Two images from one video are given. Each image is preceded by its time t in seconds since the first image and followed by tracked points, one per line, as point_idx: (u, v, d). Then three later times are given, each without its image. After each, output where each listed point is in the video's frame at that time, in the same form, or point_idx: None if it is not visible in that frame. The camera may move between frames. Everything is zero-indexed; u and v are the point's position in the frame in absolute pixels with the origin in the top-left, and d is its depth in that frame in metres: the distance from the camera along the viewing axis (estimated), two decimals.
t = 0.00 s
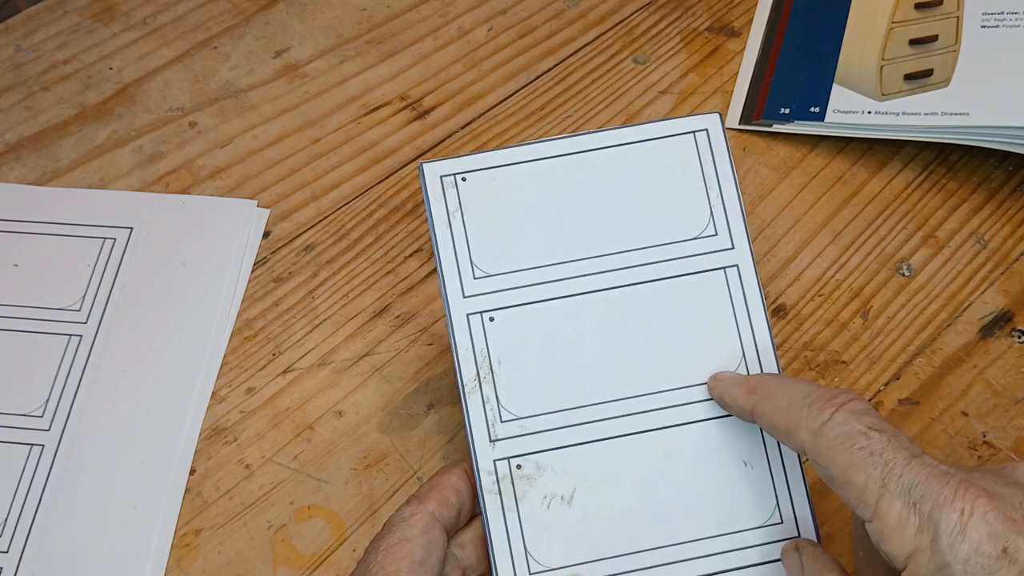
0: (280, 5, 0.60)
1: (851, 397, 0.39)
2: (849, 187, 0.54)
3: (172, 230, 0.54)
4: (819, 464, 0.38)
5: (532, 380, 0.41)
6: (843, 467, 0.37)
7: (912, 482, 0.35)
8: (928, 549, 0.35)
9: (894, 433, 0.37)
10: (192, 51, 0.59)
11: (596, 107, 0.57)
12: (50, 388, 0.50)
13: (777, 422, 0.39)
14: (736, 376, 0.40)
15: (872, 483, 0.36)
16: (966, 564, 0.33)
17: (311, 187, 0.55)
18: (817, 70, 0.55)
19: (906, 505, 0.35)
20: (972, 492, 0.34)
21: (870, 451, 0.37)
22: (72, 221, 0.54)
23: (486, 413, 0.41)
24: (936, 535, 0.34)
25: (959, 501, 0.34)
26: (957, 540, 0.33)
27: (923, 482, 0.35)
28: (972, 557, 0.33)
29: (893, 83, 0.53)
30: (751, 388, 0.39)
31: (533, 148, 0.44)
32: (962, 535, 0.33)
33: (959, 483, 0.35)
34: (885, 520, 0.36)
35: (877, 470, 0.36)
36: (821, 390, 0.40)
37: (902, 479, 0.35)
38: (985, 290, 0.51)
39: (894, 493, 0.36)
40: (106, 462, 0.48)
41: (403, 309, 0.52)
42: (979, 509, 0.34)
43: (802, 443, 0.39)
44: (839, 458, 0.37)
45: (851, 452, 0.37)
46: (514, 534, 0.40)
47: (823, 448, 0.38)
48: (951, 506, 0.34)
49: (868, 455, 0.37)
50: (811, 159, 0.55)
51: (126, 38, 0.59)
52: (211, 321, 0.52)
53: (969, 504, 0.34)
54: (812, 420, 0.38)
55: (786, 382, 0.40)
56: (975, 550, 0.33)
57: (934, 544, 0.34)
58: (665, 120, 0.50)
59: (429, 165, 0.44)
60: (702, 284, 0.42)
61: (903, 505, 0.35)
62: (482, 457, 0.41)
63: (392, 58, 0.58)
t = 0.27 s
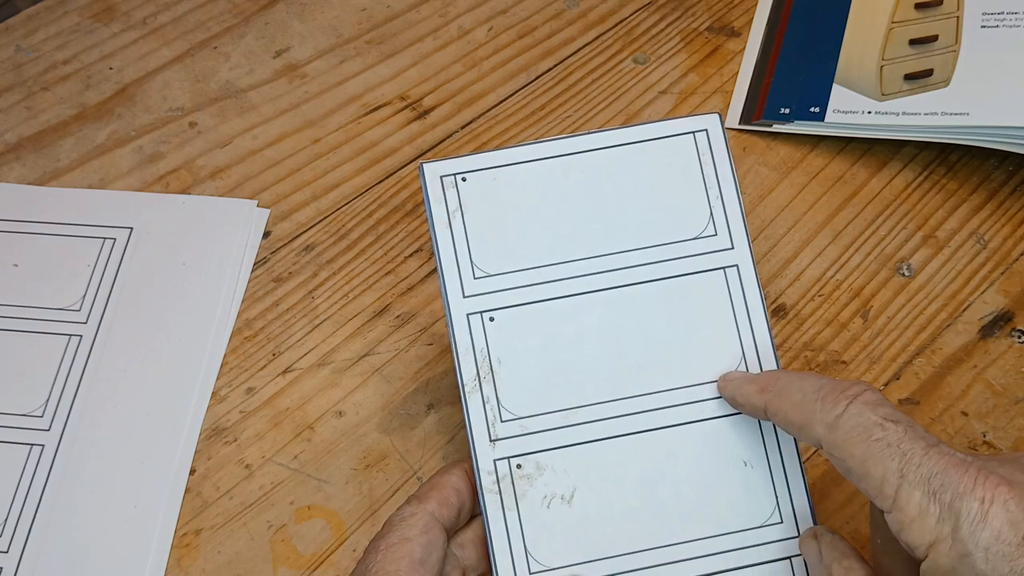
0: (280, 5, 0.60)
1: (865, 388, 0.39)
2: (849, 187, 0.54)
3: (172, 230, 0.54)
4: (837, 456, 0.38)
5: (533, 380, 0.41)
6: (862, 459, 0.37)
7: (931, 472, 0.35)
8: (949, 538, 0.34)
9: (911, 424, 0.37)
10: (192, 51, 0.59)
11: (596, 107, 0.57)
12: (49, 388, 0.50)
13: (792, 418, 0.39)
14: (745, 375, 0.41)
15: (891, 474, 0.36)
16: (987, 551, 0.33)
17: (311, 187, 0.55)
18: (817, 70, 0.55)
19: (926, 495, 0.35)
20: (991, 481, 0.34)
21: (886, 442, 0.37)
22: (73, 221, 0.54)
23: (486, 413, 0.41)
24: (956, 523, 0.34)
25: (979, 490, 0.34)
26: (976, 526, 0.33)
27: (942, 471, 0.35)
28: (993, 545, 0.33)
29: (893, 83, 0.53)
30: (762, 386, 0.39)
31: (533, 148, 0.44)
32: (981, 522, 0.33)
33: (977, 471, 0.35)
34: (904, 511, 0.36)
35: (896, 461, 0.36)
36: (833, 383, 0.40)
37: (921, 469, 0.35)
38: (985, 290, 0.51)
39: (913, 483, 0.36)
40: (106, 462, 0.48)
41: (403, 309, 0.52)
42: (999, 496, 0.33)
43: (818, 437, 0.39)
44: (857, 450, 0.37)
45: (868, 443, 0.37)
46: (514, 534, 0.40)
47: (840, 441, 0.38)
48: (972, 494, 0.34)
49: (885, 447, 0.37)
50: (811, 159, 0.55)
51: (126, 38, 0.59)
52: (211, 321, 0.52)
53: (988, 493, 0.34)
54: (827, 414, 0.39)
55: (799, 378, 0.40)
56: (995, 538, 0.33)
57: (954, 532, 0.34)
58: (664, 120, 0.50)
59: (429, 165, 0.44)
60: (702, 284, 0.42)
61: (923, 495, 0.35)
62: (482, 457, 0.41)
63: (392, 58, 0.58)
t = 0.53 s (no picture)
0: (280, 5, 0.60)
1: (866, 392, 0.39)
2: (849, 187, 0.54)
3: (172, 230, 0.54)
4: (837, 459, 0.38)
5: (533, 380, 0.41)
6: (862, 463, 0.37)
7: (930, 478, 0.35)
8: (946, 544, 0.34)
9: (910, 429, 0.37)
10: (192, 51, 0.59)
11: (596, 107, 0.57)
12: (49, 388, 0.50)
13: (792, 420, 0.39)
14: (746, 376, 0.40)
15: (890, 480, 0.36)
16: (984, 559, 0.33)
17: (311, 187, 0.55)
18: (817, 70, 0.55)
19: (924, 500, 0.35)
20: (989, 488, 0.34)
21: (887, 447, 0.37)
22: (73, 221, 0.54)
23: (486, 413, 0.41)
24: (954, 530, 0.34)
25: (976, 497, 0.34)
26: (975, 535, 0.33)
27: (941, 478, 0.35)
28: (990, 553, 0.33)
29: (893, 83, 0.53)
30: (764, 387, 0.39)
31: (533, 148, 0.44)
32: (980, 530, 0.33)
33: (973, 478, 0.35)
34: (902, 516, 0.36)
35: (895, 466, 0.36)
36: (836, 387, 0.40)
37: (920, 475, 0.35)
38: (985, 290, 0.51)
39: (911, 489, 0.36)
40: (107, 462, 0.48)
41: (403, 309, 0.52)
42: (998, 505, 0.34)
43: (817, 440, 0.39)
44: (857, 453, 0.37)
45: (869, 448, 0.37)
46: (514, 534, 0.40)
47: (840, 444, 0.38)
48: (970, 501, 0.34)
49: (886, 451, 0.37)
50: (811, 159, 0.55)
51: (126, 38, 0.59)
52: (211, 321, 0.52)
53: (985, 500, 0.34)
54: (828, 417, 0.39)
55: (801, 379, 0.40)
56: (993, 545, 0.33)
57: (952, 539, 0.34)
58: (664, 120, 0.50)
59: (429, 165, 0.44)
60: (702, 284, 0.42)
61: (921, 501, 0.35)
62: (482, 457, 0.41)
63: (392, 58, 0.58)
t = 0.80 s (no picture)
0: (280, 5, 0.60)
1: (873, 384, 0.39)
2: (849, 187, 0.54)
3: (172, 230, 0.54)
4: (841, 449, 0.39)
5: (533, 380, 0.41)
6: (865, 454, 0.37)
7: (935, 469, 0.35)
8: (950, 535, 0.34)
9: (916, 421, 0.38)
10: (192, 51, 0.59)
11: (596, 106, 0.57)
12: (49, 388, 0.50)
13: (798, 409, 0.40)
14: (755, 364, 0.41)
15: (894, 469, 0.36)
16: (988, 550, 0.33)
17: (311, 187, 0.55)
18: (817, 70, 0.55)
19: (929, 492, 0.35)
20: (993, 480, 0.34)
21: (891, 437, 0.37)
22: (73, 221, 0.54)
23: (486, 413, 0.41)
24: (958, 522, 0.34)
25: (981, 489, 0.34)
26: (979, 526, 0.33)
27: (946, 469, 0.35)
28: (993, 544, 0.33)
29: (893, 83, 0.53)
30: (770, 376, 0.40)
31: (533, 148, 0.44)
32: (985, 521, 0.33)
33: (980, 469, 0.35)
34: (906, 506, 0.36)
35: (900, 457, 0.36)
36: (844, 377, 0.40)
37: (925, 466, 0.36)
38: (985, 290, 0.51)
39: (915, 480, 0.36)
40: (107, 462, 0.48)
41: (403, 309, 0.52)
42: (1004, 495, 0.33)
43: (824, 429, 0.40)
44: (862, 444, 0.38)
45: (873, 438, 0.37)
46: (515, 534, 0.40)
47: (845, 434, 0.38)
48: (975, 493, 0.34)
49: (890, 441, 0.37)
50: (811, 159, 0.55)
51: (126, 38, 0.59)
52: (211, 322, 0.52)
53: (991, 491, 0.34)
54: (834, 407, 0.39)
55: (808, 370, 0.41)
56: (996, 537, 0.33)
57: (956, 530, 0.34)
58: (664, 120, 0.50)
59: (429, 165, 0.44)
60: (702, 284, 0.42)
61: (925, 491, 0.35)
62: (482, 457, 0.41)
63: (392, 58, 0.58)
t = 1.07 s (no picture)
0: (280, 5, 0.60)
1: (709, 428, 0.37)
2: (849, 187, 0.54)
3: (172, 230, 0.54)
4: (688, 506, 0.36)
5: (534, 379, 0.41)
6: (709, 505, 0.34)
7: (779, 509, 0.32)
8: None
9: (754, 461, 0.35)
10: (192, 51, 0.59)
11: (596, 106, 0.57)
12: (49, 388, 0.50)
13: (638, 460, 0.38)
14: (595, 407, 0.40)
15: (738, 516, 0.33)
16: None
17: (311, 187, 0.55)
18: (817, 70, 0.55)
19: (776, 535, 0.31)
20: (841, 510, 0.31)
21: (729, 484, 0.34)
22: (73, 221, 0.54)
23: (486, 413, 0.41)
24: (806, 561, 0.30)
25: (824, 523, 0.30)
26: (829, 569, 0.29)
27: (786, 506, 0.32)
28: None
29: (893, 83, 0.53)
30: (608, 422, 0.39)
31: (534, 148, 0.44)
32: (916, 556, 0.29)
33: (904, 501, 0.31)
34: (756, 554, 0.32)
35: (742, 502, 0.33)
36: (689, 423, 0.38)
37: (771, 506, 0.32)
38: (985, 290, 0.51)
39: (762, 523, 0.32)
40: (106, 462, 0.48)
41: (403, 309, 0.52)
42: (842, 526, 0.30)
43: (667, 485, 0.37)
44: (702, 495, 0.35)
45: (709, 487, 0.34)
46: (515, 534, 0.40)
47: (687, 487, 0.35)
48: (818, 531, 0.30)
49: (727, 487, 0.34)
50: (811, 159, 0.55)
51: (126, 38, 0.59)
52: (211, 322, 0.52)
53: (928, 523, 0.30)
54: (670, 459, 0.37)
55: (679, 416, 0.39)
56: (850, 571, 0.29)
57: None
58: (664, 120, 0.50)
59: (430, 165, 0.44)
60: (702, 284, 0.42)
61: (773, 535, 0.31)
62: (483, 456, 0.41)
63: (392, 58, 0.58)
